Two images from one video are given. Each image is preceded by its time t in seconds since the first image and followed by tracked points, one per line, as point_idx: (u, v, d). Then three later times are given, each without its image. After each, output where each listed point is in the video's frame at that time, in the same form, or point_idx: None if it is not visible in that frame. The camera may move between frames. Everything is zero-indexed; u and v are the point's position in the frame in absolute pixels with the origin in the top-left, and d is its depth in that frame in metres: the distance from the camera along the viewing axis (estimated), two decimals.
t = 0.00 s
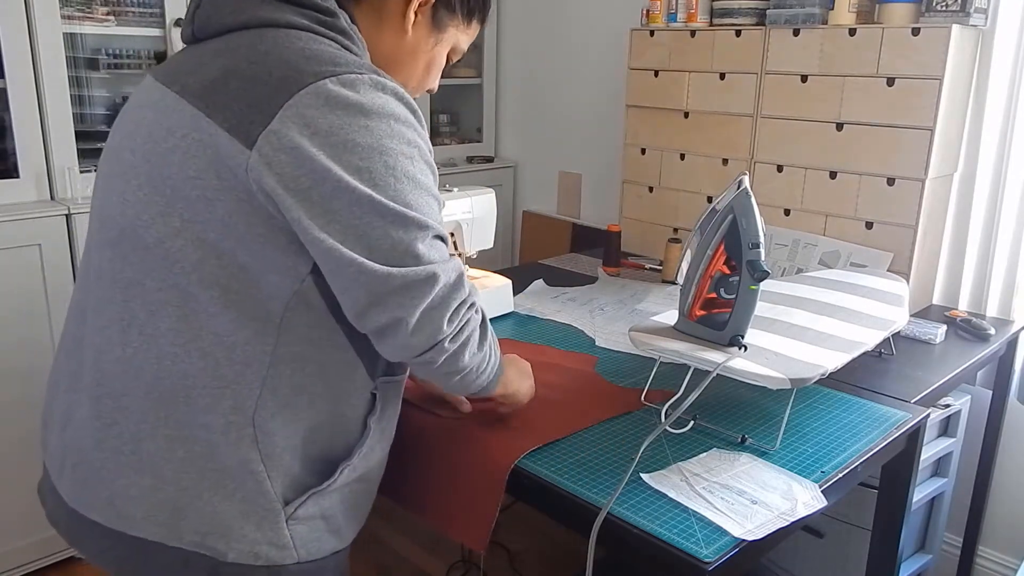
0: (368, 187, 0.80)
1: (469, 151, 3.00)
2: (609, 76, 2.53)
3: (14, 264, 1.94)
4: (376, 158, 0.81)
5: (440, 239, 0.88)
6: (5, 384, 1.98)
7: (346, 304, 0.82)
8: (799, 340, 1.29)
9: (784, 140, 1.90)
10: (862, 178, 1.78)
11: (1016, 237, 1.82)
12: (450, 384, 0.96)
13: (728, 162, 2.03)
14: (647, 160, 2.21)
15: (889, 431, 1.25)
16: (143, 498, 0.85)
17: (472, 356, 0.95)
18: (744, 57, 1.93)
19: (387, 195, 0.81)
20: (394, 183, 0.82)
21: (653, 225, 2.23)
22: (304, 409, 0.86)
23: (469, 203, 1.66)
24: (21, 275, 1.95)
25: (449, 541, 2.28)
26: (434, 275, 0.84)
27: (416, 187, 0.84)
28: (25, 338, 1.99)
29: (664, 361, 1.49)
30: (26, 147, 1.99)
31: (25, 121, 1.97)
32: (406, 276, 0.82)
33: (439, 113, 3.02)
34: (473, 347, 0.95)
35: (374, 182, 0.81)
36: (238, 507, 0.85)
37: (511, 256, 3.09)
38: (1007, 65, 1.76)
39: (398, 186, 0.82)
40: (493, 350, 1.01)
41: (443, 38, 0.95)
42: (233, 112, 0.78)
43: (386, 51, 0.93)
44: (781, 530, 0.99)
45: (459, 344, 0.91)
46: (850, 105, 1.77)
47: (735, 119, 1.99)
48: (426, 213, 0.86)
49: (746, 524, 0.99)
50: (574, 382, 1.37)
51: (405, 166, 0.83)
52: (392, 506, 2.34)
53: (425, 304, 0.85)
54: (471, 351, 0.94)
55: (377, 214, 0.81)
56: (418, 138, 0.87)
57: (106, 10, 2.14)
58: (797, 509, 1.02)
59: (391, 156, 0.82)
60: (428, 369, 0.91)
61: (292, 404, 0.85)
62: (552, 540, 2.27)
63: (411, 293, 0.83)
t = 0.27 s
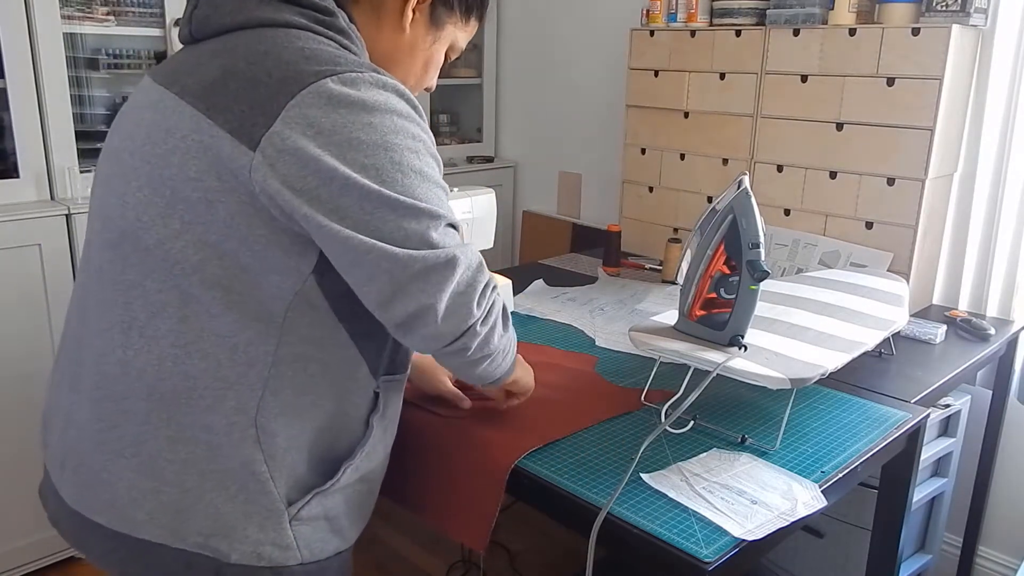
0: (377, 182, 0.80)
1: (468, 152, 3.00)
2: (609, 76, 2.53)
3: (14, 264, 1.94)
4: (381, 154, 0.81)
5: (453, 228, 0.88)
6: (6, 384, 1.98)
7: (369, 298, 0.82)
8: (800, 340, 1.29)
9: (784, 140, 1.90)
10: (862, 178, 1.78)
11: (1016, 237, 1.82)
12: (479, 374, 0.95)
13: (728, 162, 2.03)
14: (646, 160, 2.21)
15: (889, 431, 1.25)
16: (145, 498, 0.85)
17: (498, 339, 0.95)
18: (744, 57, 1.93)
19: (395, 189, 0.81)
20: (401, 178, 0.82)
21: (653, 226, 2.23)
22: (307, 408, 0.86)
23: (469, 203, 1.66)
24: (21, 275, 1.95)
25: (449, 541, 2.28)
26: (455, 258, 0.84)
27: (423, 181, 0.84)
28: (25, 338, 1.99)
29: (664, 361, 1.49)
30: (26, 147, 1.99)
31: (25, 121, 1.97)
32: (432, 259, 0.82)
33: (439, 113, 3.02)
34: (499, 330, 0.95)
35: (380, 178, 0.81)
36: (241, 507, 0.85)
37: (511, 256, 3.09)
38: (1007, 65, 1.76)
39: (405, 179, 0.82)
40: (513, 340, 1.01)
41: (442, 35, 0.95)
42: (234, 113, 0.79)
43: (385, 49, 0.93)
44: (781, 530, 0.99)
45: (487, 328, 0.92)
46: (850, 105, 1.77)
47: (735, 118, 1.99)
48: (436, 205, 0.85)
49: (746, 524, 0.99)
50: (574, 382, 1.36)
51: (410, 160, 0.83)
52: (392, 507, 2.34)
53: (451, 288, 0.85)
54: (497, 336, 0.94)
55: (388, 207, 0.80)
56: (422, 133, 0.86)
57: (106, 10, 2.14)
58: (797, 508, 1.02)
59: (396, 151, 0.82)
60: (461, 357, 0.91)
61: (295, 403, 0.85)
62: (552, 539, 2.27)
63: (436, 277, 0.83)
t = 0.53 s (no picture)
0: (380, 177, 0.80)
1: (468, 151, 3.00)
2: (609, 75, 2.53)
3: (15, 264, 1.94)
4: (384, 149, 0.81)
5: (457, 222, 0.88)
6: (6, 384, 1.99)
7: (374, 292, 0.82)
8: (800, 340, 1.29)
9: (784, 139, 1.90)
10: (862, 177, 1.78)
11: (1016, 238, 1.81)
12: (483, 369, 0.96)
13: (728, 161, 2.03)
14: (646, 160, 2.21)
15: (889, 431, 1.25)
16: (151, 496, 0.86)
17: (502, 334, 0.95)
18: (744, 56, 1.93)
19: (398, 184, 0.81)
20: (404, 172, 0.82)
21: (654, 226, 2.23)
22: (312, 405, 0.86)
23: (469, 203, 1.66)
24: (22, 275, 1.95)
25: (449, 541, 2.28)
26: (458, 250, 0.84)
27: (426, 175, 0.84)
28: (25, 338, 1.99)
29: (664, 361, 1.49)
30: (26, 147, 1.99)
31: (25, 121, 1.97)
32: (434, 252, 0.82)
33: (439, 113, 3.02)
34: (503, 326, 0.95)
35: (384, 173, 0.81)
36: (246, 504, 0.85)
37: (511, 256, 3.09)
38: (1007, 65, 1.76)
39: (409, 174, 0.82)
40: (518, 336, 1.01)
41: (441, 31, 0.95)
42: (238, 111, 0.79)
43: (385, 46, 0.93)
44: (781, 530, 0.99)
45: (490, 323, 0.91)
46: (850, 104, 1.77)
47: (735, 118, 1.99)
48: (439, 199, 0.85)
49: (746, 524, 0.99)
50: (574, 382, 1.36)
51: (413, 155, 0.83)
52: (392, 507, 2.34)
53: (455, 280, 0.85)
54: (500, 331, 0.94)
55: (391, 201, 0.80)
56: (425, 128, 0.86)
57: (106, 10, 2.14)
58: (797, 509, 1.02)
59: (399, 146, 0.82)
60: (467, 350, 0.91)
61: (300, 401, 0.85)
62: (552, 539, 2.27)
63: (439, 269, 0.83)
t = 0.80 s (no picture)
0: (381, 180, 0.80)
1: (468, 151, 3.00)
2: (609, 75, 2.53)
3: (14, 263, 1.94)
4: (387, 152, 0.81)
5: (457, 229, 0.87)
6: (7, 383, 1.99)
7: (371, 297, 0.82)
8: (800, 340, 1.29)
9: (783, 140, 1.90)
10: (862, 177, 1.78)
11: (1016, 237, 1.81)
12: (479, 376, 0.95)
13: (728, 161, 2.03)
14: (647, 160, 2.21)
15: (889, 431, 1.25)
16: (152, 497, 0.86)
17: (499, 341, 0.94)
18: (744, 56, 1.93)
19: (400, 187, 0.81)
20: (406, 175, 0.81)
21: (653, 226, 2.23)
22: (313, 406, 0.86)
23: (469, 203, 1.66)
24: (21, 275, 1.95)
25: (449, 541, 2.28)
26: (457, 257, 0.84)
27: (428, 179, 0.84)
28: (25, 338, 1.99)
29: (664, 361, 1.49)
30: (25, 147, 1.99)
31: (25, 121, 1.97)
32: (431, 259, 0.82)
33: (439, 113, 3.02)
34: (501, 333, 0.95)
35: (386, 176, 0.80)
36: (246, 506, 0.85)
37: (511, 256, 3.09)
38: (1007, 65, 1.76)
39: (411, 177, 0.82)
40: (517, 341, 1.01)
41: (448, 31, 0.95)
42: (243, 112, 0.79)
43: (392, 48, 0.93)
44: (781, 530, 0.99)
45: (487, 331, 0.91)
46: (850, 104, 1.77)
47: (735, 118, 1.99)
48: (441, 203, 0.85)
49: (746, 524, 0.99)
50: (574, 381, 1.37)
51: (417, 158, 0.83)
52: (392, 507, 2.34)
53: (452, 287, 0.84)
54: (499, 338, 0.94)
55: (392, 205, 0.80)
56: (428, 132, 0.86)
57: (106, 10, 2.14)
58: (797, 508, 1.02)
59: (402, 150, 0.82)
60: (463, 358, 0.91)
61: (301, 401, 0.85)
62: (552, 539, 2.27)
63: (436, 277, 0.83)
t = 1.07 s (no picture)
0: (374, 183, 0.80)
1: (468, 151, 3.00)
2: (609, 75, 2.53)
3: (14, 263, 1.94)
4: (380, 155, 0.81)
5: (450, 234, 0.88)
6: (7, 383, 1.99)
7: (360, 302, 0.82)
8: (800, 340, 1.29)
9: (783, 140, 1.90)
10: (862, 177, 1.78)
11: (1016, 238, 1.81)
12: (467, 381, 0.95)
13: (728, 161, 2.03)
14: (647, 160, 2.21)
15: (889, 431, 1.25)
16: (148, 499, 0.85)
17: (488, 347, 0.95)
18: (744, 56, 1.93)
19: (392, 191, 0.81)
20: (399, 179, 0.82)
21: (654, 226, 2.23)
22: (310, 408, 0.86)
23: (469, 203, 1.66)
24: (21, 274, 1.95)
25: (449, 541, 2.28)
26: (446, 264, 0.84)
27: (422, 183, 0.84)
28: (25, 338, 1.99)
29: (664, 361, 1.49)
30: (25, 147, 1.99)
31: (25, 121, 1.97)
32: (419, 267, 0.82)
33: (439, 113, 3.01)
34: (491, 339, 0.95)
35: (379, 179, 0.81)
36: (243, 508, 0.85)
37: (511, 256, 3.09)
38: (1007, 65, 1.76)
39: (404, 181, 0.82)
40: (508, 344, 1.01)
41: (445, 31, 0.95)
42: (239, 114, 0.79)
43: (388, 49, 0.93)
44: (781, 529, 0.99)
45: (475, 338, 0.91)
46: (850, 104, 1.77)
47: (735, 118, 1.99)
48: (434, 206, 0.85)
49: (746, 524, 0.99)
50: (573, 382, 1.37)
51: (411, 162, 0.83)
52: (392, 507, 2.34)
53: (441, 294, 0.85)
54: (488, 344, 0.94)
55: (384, 209, 0.80)
56: (422, 135, 0.87)
57: (106, 10, 2.14)
58: (797, 508, 1.02)
59: (397, 153, 0.82)
60: (451, 363, 0.91)
61: (298, 403, 0.85)
62: (552, 539, 2.27)
63: (423, 284, 0.83)
